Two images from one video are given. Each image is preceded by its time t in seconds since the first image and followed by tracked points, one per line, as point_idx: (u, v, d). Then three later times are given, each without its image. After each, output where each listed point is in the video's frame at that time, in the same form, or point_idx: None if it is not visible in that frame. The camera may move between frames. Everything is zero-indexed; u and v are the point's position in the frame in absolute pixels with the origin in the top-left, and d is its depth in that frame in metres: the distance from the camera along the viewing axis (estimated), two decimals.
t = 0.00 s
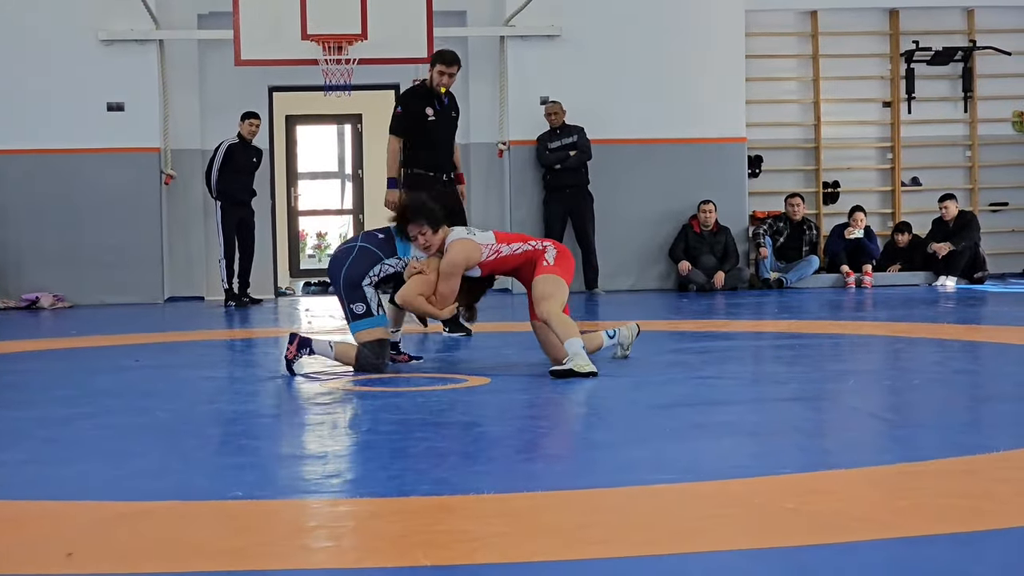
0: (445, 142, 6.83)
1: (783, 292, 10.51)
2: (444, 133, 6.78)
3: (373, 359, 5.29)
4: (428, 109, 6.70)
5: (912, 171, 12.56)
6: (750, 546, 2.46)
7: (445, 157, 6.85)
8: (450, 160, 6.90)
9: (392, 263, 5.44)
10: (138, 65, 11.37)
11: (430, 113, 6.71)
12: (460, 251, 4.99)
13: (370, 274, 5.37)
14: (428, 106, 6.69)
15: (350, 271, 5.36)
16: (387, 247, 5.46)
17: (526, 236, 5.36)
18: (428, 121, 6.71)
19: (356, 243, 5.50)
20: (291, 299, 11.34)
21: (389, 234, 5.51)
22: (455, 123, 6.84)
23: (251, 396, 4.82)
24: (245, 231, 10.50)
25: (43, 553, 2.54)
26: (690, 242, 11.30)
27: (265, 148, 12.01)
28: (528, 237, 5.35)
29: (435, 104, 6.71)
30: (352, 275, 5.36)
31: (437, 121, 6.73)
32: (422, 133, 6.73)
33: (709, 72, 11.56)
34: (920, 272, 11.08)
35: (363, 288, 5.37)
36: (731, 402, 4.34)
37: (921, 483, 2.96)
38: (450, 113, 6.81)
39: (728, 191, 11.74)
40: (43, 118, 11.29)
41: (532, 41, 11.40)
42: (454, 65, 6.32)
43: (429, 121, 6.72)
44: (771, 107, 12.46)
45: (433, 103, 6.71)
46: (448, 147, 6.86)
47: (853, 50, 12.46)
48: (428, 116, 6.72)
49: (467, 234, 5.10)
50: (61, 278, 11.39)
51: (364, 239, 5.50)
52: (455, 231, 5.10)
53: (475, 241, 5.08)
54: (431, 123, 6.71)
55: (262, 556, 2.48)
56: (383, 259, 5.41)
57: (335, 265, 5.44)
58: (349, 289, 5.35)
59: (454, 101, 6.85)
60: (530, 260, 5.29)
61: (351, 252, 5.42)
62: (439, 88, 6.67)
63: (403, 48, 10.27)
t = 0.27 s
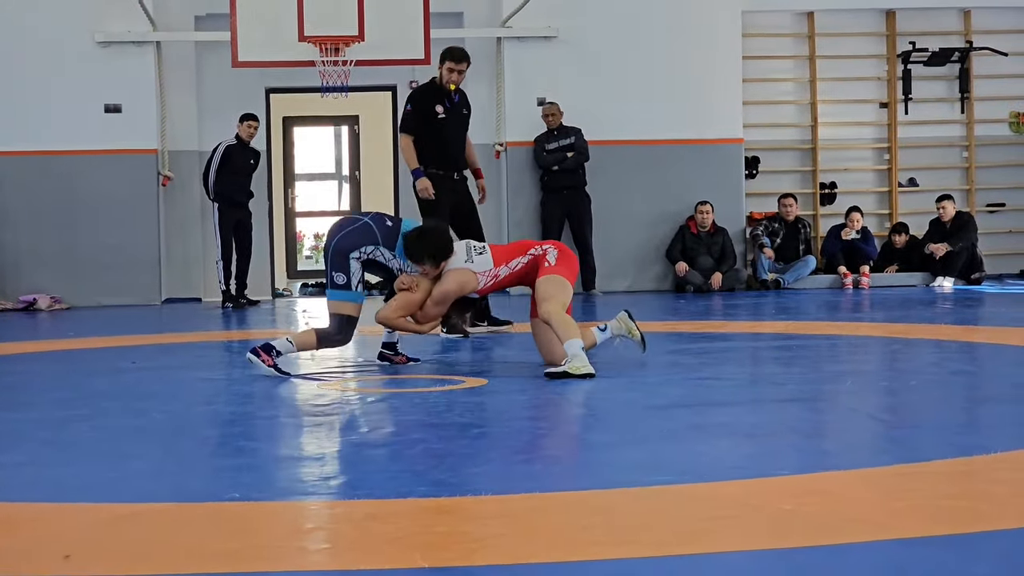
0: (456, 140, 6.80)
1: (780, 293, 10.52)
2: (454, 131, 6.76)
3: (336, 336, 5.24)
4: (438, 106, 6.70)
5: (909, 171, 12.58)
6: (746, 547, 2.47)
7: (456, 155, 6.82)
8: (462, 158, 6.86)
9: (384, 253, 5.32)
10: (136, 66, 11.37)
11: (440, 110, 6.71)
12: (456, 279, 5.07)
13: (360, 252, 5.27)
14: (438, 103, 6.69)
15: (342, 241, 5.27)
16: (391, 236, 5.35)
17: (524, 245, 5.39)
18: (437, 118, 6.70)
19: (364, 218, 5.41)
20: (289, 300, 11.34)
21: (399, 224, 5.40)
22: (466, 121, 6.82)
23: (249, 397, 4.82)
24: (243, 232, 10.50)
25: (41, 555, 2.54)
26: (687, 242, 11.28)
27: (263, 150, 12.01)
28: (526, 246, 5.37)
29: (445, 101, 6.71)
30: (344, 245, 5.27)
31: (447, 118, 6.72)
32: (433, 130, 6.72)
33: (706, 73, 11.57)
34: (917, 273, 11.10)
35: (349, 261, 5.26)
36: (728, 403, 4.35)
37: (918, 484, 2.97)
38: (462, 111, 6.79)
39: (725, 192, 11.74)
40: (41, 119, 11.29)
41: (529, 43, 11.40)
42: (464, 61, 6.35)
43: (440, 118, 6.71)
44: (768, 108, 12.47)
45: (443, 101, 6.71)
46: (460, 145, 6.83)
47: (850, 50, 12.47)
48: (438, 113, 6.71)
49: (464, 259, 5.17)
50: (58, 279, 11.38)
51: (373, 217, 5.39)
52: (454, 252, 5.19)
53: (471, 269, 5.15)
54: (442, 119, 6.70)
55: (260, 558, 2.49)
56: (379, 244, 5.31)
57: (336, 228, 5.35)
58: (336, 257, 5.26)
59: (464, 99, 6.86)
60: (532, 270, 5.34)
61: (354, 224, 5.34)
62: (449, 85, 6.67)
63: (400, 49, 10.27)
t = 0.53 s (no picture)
0: (464, 143, 6.77)
1: (779, 295, 10.53)
2: (462, 133, 6.74)
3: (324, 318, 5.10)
4: (445, 108, 6.67)
5: (907, 174, 12.59)
6: (747, 551, 2.46)
7: (464, 158, 6.79)
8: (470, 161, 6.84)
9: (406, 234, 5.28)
10: (134, 70, 11.37)
11: (447, 113, 6.68)
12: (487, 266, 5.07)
13: (384, 233, 5.26)
14: (445, 105, 6.67)
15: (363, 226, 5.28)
16: (414, 215, 5.34)
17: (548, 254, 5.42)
18: (445, 120, 6.67)
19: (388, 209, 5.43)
20: (287, 305, 11.34)
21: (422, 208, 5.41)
22: (473, 123, 6.80)
23: (248, 402, 4.82)
24: (242, 237, 10.50)
25: (41, 561, 2.53)
26: (685, 246, 11.28)
27: (262, 154, 12.01)
28: (550, 254, 5.40)
29: (452, 104, 6.69)
30: (369, 227, 5.26)
31: (455, 120, 6.70)
32: (440, 133, 6.70)
33: (704, 76, 11.58)
34: (916, 276, 11.11)
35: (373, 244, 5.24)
36: (728, 406, 4.34)
37: (918, 487, 2.97)
38: (469, 113, 6.77)
39: (724, 195, 11.74)
40: (39, 124, 11.29)
41: (526, 46, 11.41)
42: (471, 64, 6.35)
43: (447, 120, 6.69)
44: (767, 110, 12.48)
45: (450, 103, 6.69)
46: (468, 147, 6.80)
47: (848, 53, 12.48)
48: (446, 116, 6.69)
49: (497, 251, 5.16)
50: (57, 283, 11.38)
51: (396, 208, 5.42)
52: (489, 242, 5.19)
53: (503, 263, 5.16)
54: (449, 122, 6.68)
55: (259, 563, 2.48)
56: (403, 222, 5.29)
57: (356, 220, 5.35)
58: (360, 241, 5.24)
59: (473, 101, 6.82)
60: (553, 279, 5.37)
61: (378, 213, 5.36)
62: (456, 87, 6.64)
63: (399, 53, 10.27)
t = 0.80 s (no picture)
0: (470, 146, 6.76)
1: (778, 299, 10.52)
2: (467, 136, 6.73)
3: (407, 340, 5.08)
4: (449, 111, 6.66)
5: (907, 178, 12.60)
6: (747, 555, 2.46)
7: (469, 161, 6.78)
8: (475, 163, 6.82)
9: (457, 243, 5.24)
10: (135, 72, 11.37)
11: (452, 116, 6.67)
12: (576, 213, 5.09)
13: (436, 244, 5.25)
14: (450, 108, 6.66)
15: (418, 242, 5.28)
16: (465, 221, 5.30)
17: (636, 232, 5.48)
18: (449, 123, 6.66)
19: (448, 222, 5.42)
20: (286, 307, 11.34)
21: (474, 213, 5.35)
22: (479, 126, 6.78)
23: (247, 403, 4.82)
24: (241, 239, 10.49)
25: (40, 562, 2.53)
26: (685, 249, 11.29)
27: (261, 156, 12.01)
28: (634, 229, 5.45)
29: (457, 107, 6.67)
30: (421, 242, 5.27)
31: (460, 123, 6.69)
32: (446, 136, 6.69)
33: (704, 80, 11.58)
34: (916, 280, 11.13)
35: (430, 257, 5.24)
36: (727, 410, 4.34)
37: (918, 491, 2.96)
38: (474, 116, 6.75)
39: (724, 199, 11.75)
40: (39, 125, 11.29)
41: (526, 49, 11.42)
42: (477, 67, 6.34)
43: (451, 123, 6.67)
44: (767, 114, 12.48)
45: (455, 106, 6.68)
46: (473, 151, 6.79)
47: (848, 57, 12.49)
48: (450, 119, 6.67)
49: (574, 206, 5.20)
50: (56, 285, 11.37)
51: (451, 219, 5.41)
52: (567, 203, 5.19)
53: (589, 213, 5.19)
54: (453, 125, 6.67)
55: (257, 565, 2.48)
56: (454, 230, 5.25)
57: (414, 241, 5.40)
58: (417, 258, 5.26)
59: (479, 104, 6.80)
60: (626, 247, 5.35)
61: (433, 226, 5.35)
62: (461, 90, 6.63)
63: (399, 55, 10.27)
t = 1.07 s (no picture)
0: (471, 149, 6.78)
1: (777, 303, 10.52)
2: (468, 140, 6.74)
3: (594, 366, 5.18)
4: (451, 114, 6.69)
5: (906, 183, 12.60)
6: (744, 558, 2.46)
7: (470, 164, 6.79)
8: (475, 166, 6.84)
9: (560, 295, 5.18)
10: (134, 74, 11.37)
11: (453, 118, 6.70)
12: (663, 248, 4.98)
13: (542, 311, 5.18)
14: (451, 111, 6.69)
15: (520, 311, 5.20)
16: (557, 278, 5.21)
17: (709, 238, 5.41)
18: (450, 126, 6.68)
19: (524, 278, 5.30)
20: (285, 309, 11.34)
21: (557, 266, 5.25)
22: (480, 129, 6.80)
23: (246, 406, 4.81)
24: (240, 241, 10.48)
25: (38, 563, 2.53)
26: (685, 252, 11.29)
27: (260, 158, 12.01)
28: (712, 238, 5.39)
29: (458, 110, 6.70)
30: (524, 312, 5.19)
31: (461, 126, 6.71)
32: (447, 139, 6.70)
33: (703, 84, 11.58)
34: (914, 283, 11.12)
35: (541, 321, 5.19)
36: (725, 413, 4.34)
37: (915, 495, 2.96)
38: (475, 120, 6.78)
39: (723, 202, 11.74)
40: (38, 127, 11.28)
41: (526, 52, 11.43)
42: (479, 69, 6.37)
43: (452, 126, 6.70)
44: (766, 118, 12.50)
45: (456, 109, 6.70)
46: (474, 154, 6.80)
47: (847, 61, 12.51)
48: (451, 122, 6.70)
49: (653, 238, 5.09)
50: (54, 286, 11.36)
51: (535, 273, 5.30)
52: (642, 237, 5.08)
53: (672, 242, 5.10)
54: (454, 128, 6.69)
55: (255, 566, 2.48)
56: (552, 293, 5.19)
57: (504, 303, 5.30)
58: (529, 328, 5.21)
59: (480, 107, 6.83)
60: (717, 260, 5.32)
61: (520, 289, 5.24)
62: (462, 93, 6.66)
63: (399, 58, 10.29)
